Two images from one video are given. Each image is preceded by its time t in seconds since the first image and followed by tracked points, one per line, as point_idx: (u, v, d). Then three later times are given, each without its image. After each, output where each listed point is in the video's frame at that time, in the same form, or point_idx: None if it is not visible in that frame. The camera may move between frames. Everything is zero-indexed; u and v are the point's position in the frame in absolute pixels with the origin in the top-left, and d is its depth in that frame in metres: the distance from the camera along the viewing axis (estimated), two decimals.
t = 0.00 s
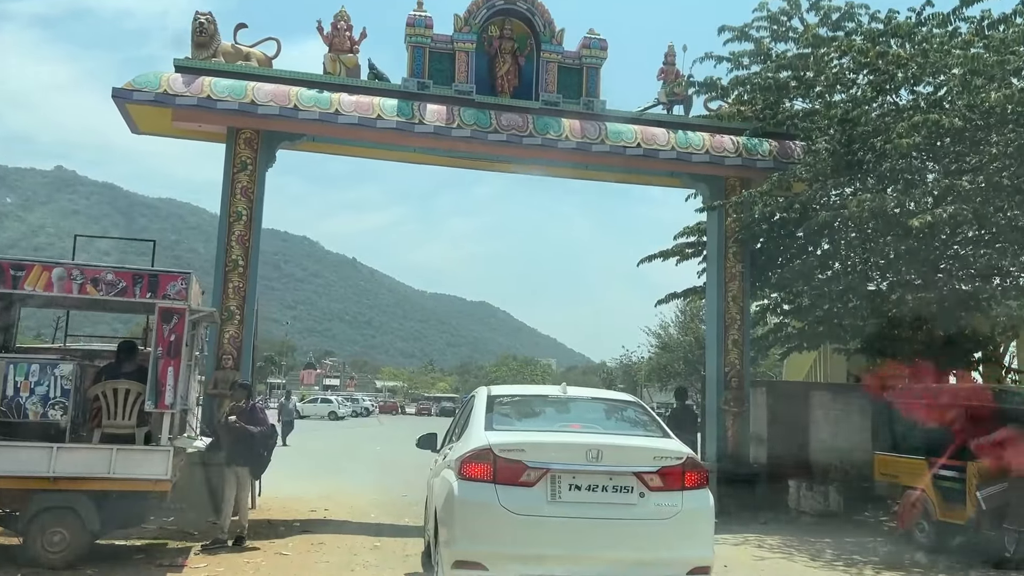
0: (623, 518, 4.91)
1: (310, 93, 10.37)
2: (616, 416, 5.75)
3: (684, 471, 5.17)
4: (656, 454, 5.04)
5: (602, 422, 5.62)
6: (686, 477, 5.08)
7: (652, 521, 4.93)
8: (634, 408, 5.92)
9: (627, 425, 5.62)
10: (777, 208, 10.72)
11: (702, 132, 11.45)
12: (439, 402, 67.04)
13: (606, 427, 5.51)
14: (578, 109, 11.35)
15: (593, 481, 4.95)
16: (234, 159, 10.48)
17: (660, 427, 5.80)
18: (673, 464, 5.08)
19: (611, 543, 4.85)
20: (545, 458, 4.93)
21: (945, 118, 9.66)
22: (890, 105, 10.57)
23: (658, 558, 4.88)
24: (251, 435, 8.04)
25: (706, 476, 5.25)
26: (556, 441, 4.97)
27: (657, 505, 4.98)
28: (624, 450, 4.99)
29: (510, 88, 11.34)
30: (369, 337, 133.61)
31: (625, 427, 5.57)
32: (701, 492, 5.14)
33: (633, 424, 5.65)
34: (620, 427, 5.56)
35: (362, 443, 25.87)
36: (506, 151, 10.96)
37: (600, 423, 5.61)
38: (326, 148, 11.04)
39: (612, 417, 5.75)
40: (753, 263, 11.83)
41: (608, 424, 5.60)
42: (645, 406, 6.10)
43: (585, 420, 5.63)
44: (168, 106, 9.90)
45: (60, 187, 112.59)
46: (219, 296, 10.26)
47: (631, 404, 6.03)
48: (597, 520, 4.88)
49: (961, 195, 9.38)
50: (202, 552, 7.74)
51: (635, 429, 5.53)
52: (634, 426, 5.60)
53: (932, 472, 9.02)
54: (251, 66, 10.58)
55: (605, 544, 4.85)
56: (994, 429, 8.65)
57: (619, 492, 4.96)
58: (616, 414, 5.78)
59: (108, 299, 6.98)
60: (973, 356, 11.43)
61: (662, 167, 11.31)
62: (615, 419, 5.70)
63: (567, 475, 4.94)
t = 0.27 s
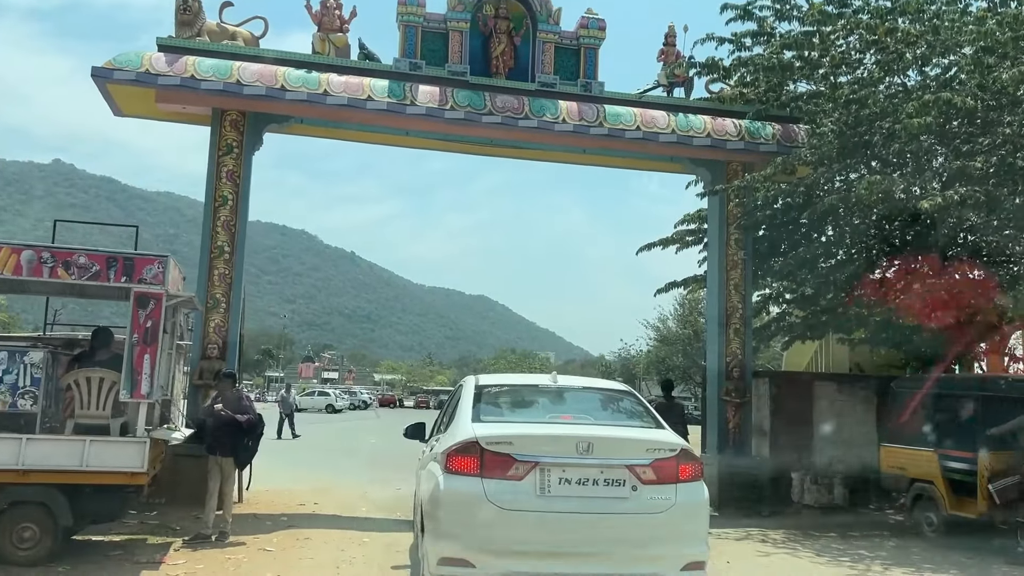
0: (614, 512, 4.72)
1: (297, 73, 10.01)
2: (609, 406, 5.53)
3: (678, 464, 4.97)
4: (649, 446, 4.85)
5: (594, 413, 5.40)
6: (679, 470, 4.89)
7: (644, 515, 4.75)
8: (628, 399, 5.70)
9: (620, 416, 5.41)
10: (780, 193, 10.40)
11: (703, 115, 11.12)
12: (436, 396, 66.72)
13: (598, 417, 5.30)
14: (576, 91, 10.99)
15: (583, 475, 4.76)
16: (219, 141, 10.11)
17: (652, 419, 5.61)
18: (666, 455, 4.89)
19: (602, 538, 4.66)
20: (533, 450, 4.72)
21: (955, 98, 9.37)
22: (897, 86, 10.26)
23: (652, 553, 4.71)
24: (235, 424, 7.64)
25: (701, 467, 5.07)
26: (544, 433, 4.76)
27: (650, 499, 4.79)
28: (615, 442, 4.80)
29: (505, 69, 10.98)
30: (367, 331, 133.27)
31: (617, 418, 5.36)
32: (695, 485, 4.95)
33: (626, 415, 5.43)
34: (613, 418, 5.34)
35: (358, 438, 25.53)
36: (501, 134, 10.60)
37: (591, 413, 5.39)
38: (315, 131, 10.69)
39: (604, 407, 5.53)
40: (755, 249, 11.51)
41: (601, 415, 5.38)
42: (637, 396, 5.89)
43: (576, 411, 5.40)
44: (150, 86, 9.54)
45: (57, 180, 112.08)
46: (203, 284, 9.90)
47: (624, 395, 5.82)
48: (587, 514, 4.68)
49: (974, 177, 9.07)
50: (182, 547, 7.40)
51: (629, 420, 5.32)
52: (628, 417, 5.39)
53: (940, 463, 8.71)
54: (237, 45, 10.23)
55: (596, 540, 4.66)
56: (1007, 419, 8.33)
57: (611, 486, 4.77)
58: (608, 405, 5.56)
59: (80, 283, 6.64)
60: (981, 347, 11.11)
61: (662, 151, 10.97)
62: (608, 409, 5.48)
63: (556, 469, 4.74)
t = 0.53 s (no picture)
0: (607, 516, 4.61)
1: (288, 60, 9.70)
2: (600, 406, 5.61)
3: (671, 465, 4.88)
4: (642, 447, 4.74)
5: (585, 413, 5.47)
6: (672, 471, 4.80)
7: (637, 518, 4.64)
8: (620, 397, 5.78)
9: (611, 416, 5.48)
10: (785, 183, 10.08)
11: (706, 103, 10.83)
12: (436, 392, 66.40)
13: (590, 418, 5.38)
14: (575, 79, 10.68)
15: (574, 478, 4.66)
16: (207, 132, 9.80)
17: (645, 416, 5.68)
18: (659, 456, 4.79)
19: (594, 543, 4.56)
20: (522, 454, 4.63)
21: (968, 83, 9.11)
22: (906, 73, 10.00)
23: (646, 557, 4.61)
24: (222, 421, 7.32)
25: (695, 468, 4.97)
26: (534, 437, 4.66)
27: (644, 502, 4.68)
28: (607, 443, 4.69)
29: (502, 57, 10.67)
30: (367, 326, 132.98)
31: (609, 418, 5.43)
32: (689, 486, 4.85)
33: (617, 415, 5.49)
34: (605, 418, 5.41)
35: (354, 434, 25.22)
36: (498, 123, 10.30)
37: (583, 415, 5.45)
38: (306, 120, 10.39)
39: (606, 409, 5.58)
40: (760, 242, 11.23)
41: (592, 415, 5.45)
42: (628, 393, 5.98)
43: (567, 412, 5.46)
44: (135, 74, 9.22)
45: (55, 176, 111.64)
46: (191, 278, 9.62)
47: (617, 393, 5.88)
48: (580, 519, 4.58)
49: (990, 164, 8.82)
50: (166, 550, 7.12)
51: (622, 420, 5.38)
52: (618, 417, 5.46)
53: (953, 462, 8.43)
54: (225, 32, 9.91)
55: (589, 544, 4.55)
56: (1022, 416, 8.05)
57: (603, 489, 4.67)
58: (599, 404, 5.64)
59: (56, 277, 6.34)
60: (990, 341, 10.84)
61: (663, 140, 10.67)
62: (604, 410, 5.55)
63: (546, 472, 4.64)
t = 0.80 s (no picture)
0: (599, 518, 4.51)
1: (278, 49, 9.44)
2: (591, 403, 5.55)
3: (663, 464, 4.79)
4: (634, 446, 4.65)
5: (577, 411, 5.40)
6: (664, 470, 4.71)
7: (629, 519, 4.55)
8: (611, 394, 5.72)
9: (603, 413, 5.42)
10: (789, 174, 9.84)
11: (707, 92, 10.60)
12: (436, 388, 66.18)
13: (583, 417, 5.30)
14: (573, 68, 10.43)
15: (565, 479, 4.57)
16: (196, 123, 9.54)
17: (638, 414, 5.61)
18: (651, 456, 4.71)
19: (586, 544, 4.46)
20: (511, 454, 4.53)
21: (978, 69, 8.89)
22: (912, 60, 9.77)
23: (638, 559, 4.51)
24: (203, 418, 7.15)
25: (687, 467, 4.88)
26: (523, 437, 4.57)
27: (635, 503, 4.59)
28: (598, 443, 4.59)
29: (499, 46, 10.45)
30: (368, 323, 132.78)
31: (601, 416, 5.37)
32: (681, 486, 4.76)
33: (609, 412, 5.43)
34: (597, 416, 5.35)
35: (352, 431, 24.98)
36: (495, 113, 10.04)
37: (575, 413, 5.38)
38: (298, 111, 10.14)
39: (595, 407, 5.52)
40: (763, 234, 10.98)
41: (584, 413, 5.39)
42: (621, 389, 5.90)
43: (558, 410, 5.39)
44: (121, 63, 8.95)
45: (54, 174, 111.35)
46: (181, 273, 9.38)
47: (607, 389, 5.82)
48: (571, 521, 4.48)
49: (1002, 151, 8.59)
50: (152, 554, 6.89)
51: (616, 420, 5.30)
52: (610, 414, 5.41)
53: (963, 460, 8.20)
54: (214, 21, 9.65)
55: (580, 546, 4.46)
56: None
57: (594, 489, 4.58)
58: (591, 401, 5.58)
59: (34, 272, 6.09)
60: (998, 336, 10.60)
61: (664, 130, 10.41)
62: (601, 409, 5.47)
63: (536, 473, 4.55)
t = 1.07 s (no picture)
0: (595, 519, 4.60)
1: (271, 39, 9.19)
2: (583, 402, 5.76)
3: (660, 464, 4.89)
4: (630, 447, 4.75)
5: (569, 411, 5.61)
6: (661, 470, 4.81)
7: (626, 521, 4.64)
8: (602, 390, 5.95)
9: (595, 411, 5.62)
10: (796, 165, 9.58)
11: (712, 82, 10.34)
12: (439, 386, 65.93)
13: (575, 416, 5.48)
14: (574, 57, 10.18)
15: (559, 481, 4.65)
16: (187, 116, 9.31)
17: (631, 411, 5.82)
18: (647, 457, 4.80)
19: (582, 547, 4.55)
20: (505, 457, 4.62)
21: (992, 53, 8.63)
22: (923, 46, 9.51)
23: (635, 559, 4.60)
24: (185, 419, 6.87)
25: (684, 467, 4.98)
26: (516, 440, 4.66)
27: (632, 503, 4.69)
28: (593, 445, 4.68)
29: (497, 35, 10.15)
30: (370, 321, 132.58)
31: (593, 414, 5.57)
32: (678, 486, 4.85)
33: (600, 410, 5.64)
34: (590, 415, 5.54)
35: (353, 430, 24.74)
36: (494, 104, 9.79)
37: (568, 412, 5.57)
38: (292, 102, 9.91)
39: (594, 407, 5.72)
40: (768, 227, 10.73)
41: (576, 412, 5.60)
42: (614, 387, 6.10)
43: (551, 409, 5.60)
44: (109, 54, 8.71)
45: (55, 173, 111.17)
46: (172, 269, 9.15)
47: (599, 387, 6.04)
48: (568, 523, 4.57)
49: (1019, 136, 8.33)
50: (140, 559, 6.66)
51: (609, 418, 5.49)
52: (601, 412, 5.61)
53: (979, 458, 7.91)
54: (205, 11, 9.39)
55: (577, 548, 4.55)
56: None
57: (590, 491, 4.67)
58: (582, 400, 5.79)
59: (13, 268, 5.86)
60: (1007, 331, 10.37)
61: (668, 121, 10.16)
62: (601, 409, 5.67)
63: (530, 476, 4.63)
